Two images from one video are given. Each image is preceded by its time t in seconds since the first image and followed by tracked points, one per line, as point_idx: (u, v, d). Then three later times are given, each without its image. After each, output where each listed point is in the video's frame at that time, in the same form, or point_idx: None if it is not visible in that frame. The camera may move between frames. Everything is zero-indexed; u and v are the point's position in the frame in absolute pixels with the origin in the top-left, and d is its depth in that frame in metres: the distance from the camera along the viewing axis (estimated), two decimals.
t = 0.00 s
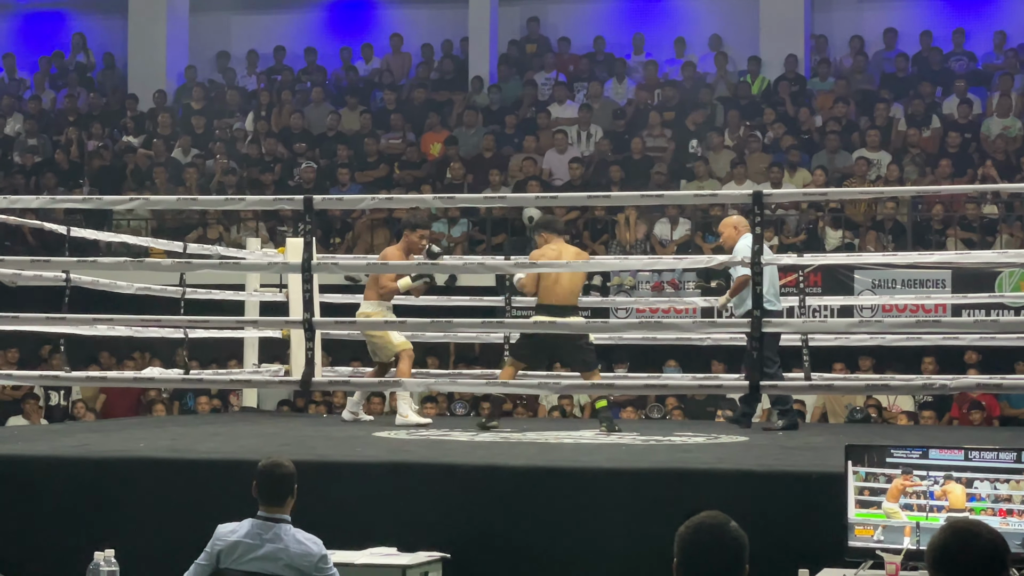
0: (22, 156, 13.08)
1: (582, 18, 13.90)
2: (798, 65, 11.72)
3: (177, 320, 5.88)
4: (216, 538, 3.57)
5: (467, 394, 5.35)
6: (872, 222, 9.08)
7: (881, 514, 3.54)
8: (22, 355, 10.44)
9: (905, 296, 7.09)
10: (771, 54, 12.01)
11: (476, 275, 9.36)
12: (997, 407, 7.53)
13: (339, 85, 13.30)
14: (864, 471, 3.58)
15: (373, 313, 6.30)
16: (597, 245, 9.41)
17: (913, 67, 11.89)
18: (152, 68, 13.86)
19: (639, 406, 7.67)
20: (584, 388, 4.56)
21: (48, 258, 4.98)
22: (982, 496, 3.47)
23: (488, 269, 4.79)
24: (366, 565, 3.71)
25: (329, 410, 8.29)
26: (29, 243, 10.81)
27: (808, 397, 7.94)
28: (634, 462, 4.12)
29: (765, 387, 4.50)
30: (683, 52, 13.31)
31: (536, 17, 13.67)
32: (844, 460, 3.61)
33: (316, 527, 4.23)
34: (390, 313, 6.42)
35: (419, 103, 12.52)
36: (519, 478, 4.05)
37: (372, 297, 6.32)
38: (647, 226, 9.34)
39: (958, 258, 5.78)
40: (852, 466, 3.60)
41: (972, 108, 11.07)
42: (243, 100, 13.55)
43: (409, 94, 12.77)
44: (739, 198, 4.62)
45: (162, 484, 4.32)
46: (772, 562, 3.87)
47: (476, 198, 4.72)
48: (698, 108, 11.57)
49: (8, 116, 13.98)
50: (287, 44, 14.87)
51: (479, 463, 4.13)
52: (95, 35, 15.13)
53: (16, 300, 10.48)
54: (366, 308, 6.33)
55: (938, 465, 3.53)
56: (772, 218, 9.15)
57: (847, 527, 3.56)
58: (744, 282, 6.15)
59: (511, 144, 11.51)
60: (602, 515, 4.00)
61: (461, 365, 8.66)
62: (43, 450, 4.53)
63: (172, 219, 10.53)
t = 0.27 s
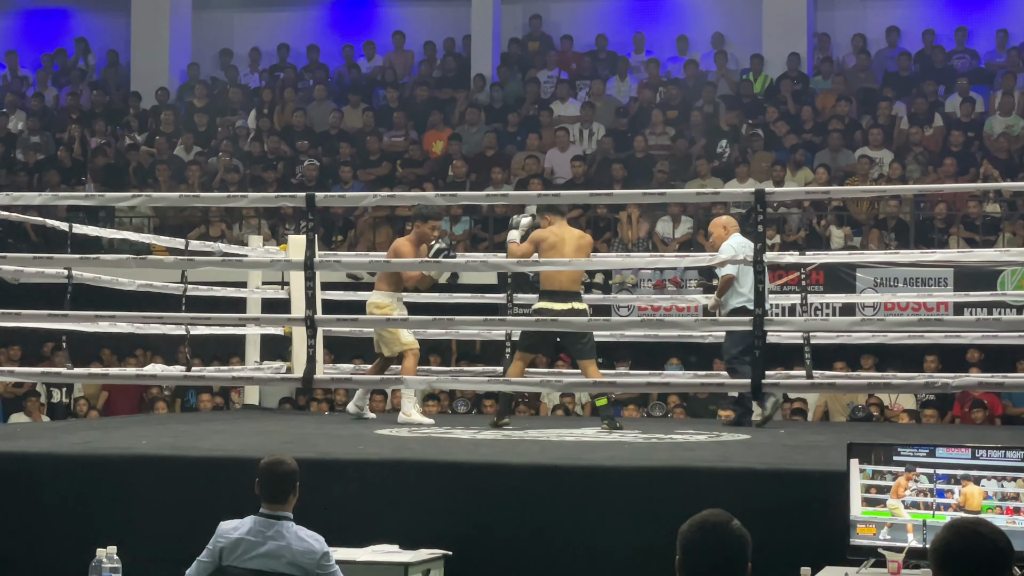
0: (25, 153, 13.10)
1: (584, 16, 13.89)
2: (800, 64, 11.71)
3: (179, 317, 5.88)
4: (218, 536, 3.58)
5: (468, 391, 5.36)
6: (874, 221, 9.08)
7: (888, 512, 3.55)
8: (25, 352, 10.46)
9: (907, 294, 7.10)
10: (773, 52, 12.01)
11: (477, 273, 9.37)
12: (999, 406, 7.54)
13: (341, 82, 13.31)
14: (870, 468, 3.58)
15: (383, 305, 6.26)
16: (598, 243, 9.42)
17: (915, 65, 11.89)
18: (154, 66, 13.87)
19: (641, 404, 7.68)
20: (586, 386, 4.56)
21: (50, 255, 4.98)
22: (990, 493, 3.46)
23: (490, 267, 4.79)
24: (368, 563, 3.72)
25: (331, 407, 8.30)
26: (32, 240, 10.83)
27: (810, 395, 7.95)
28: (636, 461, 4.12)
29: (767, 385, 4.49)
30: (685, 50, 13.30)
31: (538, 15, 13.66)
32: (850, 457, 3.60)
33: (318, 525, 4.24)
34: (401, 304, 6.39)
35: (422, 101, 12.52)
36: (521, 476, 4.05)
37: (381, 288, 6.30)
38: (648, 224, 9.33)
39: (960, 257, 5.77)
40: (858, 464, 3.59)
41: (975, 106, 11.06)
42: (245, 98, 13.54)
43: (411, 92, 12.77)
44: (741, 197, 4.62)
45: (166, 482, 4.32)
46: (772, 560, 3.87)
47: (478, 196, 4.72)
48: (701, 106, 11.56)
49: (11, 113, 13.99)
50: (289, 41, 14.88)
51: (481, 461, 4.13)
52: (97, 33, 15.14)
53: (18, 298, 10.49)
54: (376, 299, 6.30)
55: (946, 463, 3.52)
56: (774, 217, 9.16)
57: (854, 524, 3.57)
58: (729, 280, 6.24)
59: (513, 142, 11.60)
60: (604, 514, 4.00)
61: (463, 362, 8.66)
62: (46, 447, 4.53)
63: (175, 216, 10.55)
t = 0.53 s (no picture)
0: (25, 153, 13.11)
1: (584, 16, 13.89)
2: (800, 64, 11.70)
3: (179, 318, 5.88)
4: (218, 536, 3.58)
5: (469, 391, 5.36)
6: (875, 221, 9.08)
7: (890, 512, 3.55)
8: (24, 352, 10.46)
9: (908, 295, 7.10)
10: (773, 53, 12.01)
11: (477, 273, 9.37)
12: (999, 407, 7.54)
13: (341, 82, 13.31)
14: (871, 468, 3.59)
15: (383, 305, 6.26)
16: (598, 244, 9.43)
17: (916, 66, 11.89)
18: (154, 66, 13.87)
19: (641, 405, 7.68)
20: (586, 386, 4.56)
21: (50, 255, 4.98)
22: (993, 494, 3.46)
23: (490, 268, 4.78)
24: (368, 563, 3.72)
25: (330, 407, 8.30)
26: (32, 240, 10.83)
27: (809, 396, 7.96)
28: (636, 461, 4.12)
29: (767, 386, 4.49)
30: (685, 50, 13.30)
31: (538, 15, 13.66)
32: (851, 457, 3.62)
33: (318, 525, 4.24)
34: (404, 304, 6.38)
35: (421, 101, 12.52)
36: (521, 477, 4.05)
37: (381, 289, 6.32)
38: (648, 224, 9.32)
39: (960, 257, 5.77)
40: (859, 463, 3.60)
41: (976, 107, 11.06)
42: (246, 98, 13.53)
43: (411, 92, 12.77)
44: (741, 197, 4.62)
45: (166, 481, 4.32)
46: (773, 561, 3.87)
47: (479, 196, 4.72)
48: (701, 107, 11.56)
49: (10, 113, 14.00)
50: (289, 41, 14.88)
51: (481, 461, 4.13)
52: (97, 33, 15.14)
53: (18, 298, 10.50)
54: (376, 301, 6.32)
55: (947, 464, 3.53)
56: (774, 217, 9.16)
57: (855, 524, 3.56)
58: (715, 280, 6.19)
59: (513, 142, 11.58)
60: (603, 514, 4.00)
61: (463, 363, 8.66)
62: (46, 447, 4.53)
63: (175, 216, 10.55)
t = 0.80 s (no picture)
0: (22, 152, 13.10)
1: (582, 17, 13.90)
2: (797, 65, 11.71)
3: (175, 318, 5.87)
4: (214, 536, 3.58)
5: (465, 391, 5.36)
6: (871, 222, 9.09)
7: (884, 513, 3.55)
8: (21, 352, 10.45)
9: (904, 295, 7.11)
10: (770, 54, 12.02)
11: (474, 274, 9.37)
12: (995, 407, 7.55)
13: (338, 82, 13.32)
14: (863, 467, 3.58)
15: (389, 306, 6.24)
16: (596, 244, 9.44)
17: (912, 67, 11.90)
18: (152, 66, 13.86)
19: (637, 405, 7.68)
20: (583, 386, 4.56)
21: (46, 255, 4.97)
22: (987, 493, 3.47)
23: (487, 268, 4.78)
24: (364, 563, 3.71)
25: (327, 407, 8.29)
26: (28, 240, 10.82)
27: (806, 397, 7.98)
28: (632, 461, 4.12)
29: (763, 386, 4.48)
30: (683, 50, 13.31)
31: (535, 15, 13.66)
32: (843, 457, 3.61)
33: (314, 525, 4.24)
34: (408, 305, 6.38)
35: (419, 101, 12.53)
36: (518, 477, 4.05)
37: (386, 291, 6.30)
38: (645, 225, 9.32)
39: (956, 258, 5.77)
40: (851, 463, 3.59)
41: (972, 108, 11.07)
42: (243, 98, 13.53)
43: (409, 92, 12.78)
44: (737, 198, 4.62)
45: (162, 482, 4.32)
46: (769, 562, 3.87)
47: (475, 196, 4.71)
48: (698, 107, 11.57)
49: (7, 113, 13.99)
50: (286, 41, 14.88)
51: (478, 461, 4.13)
52: (95, 32, 15.13)
53: (15, 298, 10.48)
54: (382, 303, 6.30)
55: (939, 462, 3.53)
56: (770, 218, 9.16)
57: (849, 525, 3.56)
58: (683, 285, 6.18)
59: (510, 142, 11.58)
60: (600, 515, 4.00)
61: (460, 363, 8.66)
62: (42, 447, 4.53)
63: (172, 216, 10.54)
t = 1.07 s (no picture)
0: (20, 152, 13.09)
1: (580, 17, 13.90)
2: (795, 65, 11.71)
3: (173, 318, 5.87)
4: (213, 535, 3.58)
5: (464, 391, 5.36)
6: (870, 222, 9.09)
7: (883, 511, 3.55)
8: (19, 352, 10.45)
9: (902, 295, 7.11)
10: (768, 54, 12.03)
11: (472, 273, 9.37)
12: (993, 407, 7.56)
13: (337, 82, 13.32)
14: (858, 465, 3.58)
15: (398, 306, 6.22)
16: (594, 244, 9.45)
17: (911, 66, 11.91)
18: (150, 66, 13.85)
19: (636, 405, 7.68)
20: (581, 385, 4.55)
21: (45, 255, 4.97)
22: (988, 491, 3.45)
23: (485, 267, 4.78)
24: (363, 563, 3.71)
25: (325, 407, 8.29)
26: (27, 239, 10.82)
27: (804, 396, 7.98)
28: (630, 461, 4.12)
29: (762, 385, 4.48)
30: (681, 50, 13.31)
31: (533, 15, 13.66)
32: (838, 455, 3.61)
33: (312, 525, 4.24)
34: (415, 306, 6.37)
35: (417, 101, 12.53)
36: (516, 477, 4.05)
37: (394, 291, 6.27)
38: (643, 225, 9.32)
39: (954, 257, 5.77)
40: (847, 460, 3.59)
41: (971, 108, 11.08)
42: (241, 97, 13.52)
43: (407, 92, 12.78)
44: (736, 197, 4.62)
45: (162, 481, 4.32)
46: (767, 562, 3.87)
47: (473, 196, 4.71)
48: (696, 107, 11.58)
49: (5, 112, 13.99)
50: (285, 41, 14.88)
51: (476, 461, 4.13)
52: (93, 32, 15.13)
53: (14, 297, 10.48)
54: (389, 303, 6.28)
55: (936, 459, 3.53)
56: (768, 218, 9.16)
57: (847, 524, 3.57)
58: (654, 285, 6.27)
59: (508, 142, 11.58)
60: (598, 514, 4.00)
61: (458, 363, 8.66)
62: (41, 447, 4.52)
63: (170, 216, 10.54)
